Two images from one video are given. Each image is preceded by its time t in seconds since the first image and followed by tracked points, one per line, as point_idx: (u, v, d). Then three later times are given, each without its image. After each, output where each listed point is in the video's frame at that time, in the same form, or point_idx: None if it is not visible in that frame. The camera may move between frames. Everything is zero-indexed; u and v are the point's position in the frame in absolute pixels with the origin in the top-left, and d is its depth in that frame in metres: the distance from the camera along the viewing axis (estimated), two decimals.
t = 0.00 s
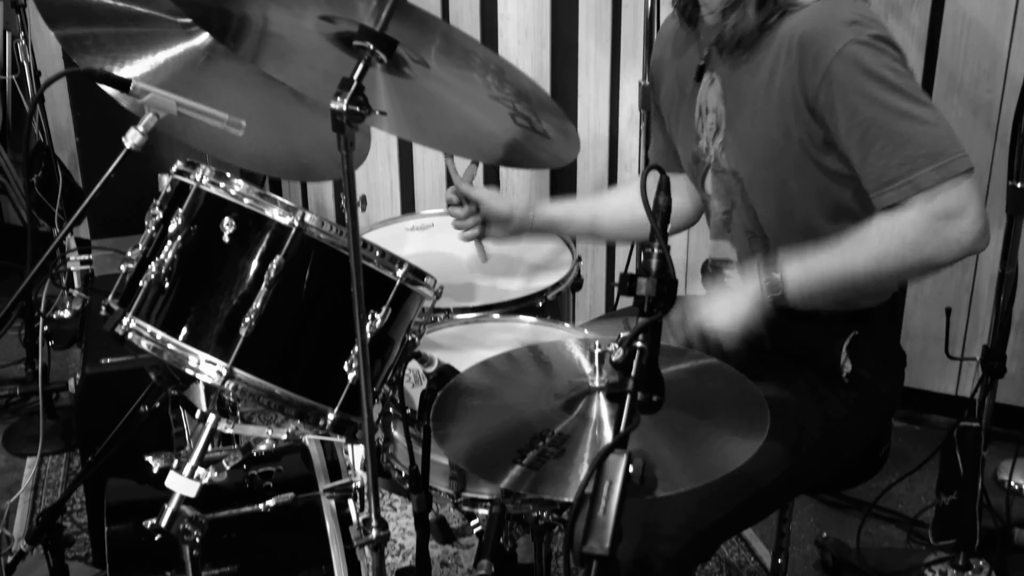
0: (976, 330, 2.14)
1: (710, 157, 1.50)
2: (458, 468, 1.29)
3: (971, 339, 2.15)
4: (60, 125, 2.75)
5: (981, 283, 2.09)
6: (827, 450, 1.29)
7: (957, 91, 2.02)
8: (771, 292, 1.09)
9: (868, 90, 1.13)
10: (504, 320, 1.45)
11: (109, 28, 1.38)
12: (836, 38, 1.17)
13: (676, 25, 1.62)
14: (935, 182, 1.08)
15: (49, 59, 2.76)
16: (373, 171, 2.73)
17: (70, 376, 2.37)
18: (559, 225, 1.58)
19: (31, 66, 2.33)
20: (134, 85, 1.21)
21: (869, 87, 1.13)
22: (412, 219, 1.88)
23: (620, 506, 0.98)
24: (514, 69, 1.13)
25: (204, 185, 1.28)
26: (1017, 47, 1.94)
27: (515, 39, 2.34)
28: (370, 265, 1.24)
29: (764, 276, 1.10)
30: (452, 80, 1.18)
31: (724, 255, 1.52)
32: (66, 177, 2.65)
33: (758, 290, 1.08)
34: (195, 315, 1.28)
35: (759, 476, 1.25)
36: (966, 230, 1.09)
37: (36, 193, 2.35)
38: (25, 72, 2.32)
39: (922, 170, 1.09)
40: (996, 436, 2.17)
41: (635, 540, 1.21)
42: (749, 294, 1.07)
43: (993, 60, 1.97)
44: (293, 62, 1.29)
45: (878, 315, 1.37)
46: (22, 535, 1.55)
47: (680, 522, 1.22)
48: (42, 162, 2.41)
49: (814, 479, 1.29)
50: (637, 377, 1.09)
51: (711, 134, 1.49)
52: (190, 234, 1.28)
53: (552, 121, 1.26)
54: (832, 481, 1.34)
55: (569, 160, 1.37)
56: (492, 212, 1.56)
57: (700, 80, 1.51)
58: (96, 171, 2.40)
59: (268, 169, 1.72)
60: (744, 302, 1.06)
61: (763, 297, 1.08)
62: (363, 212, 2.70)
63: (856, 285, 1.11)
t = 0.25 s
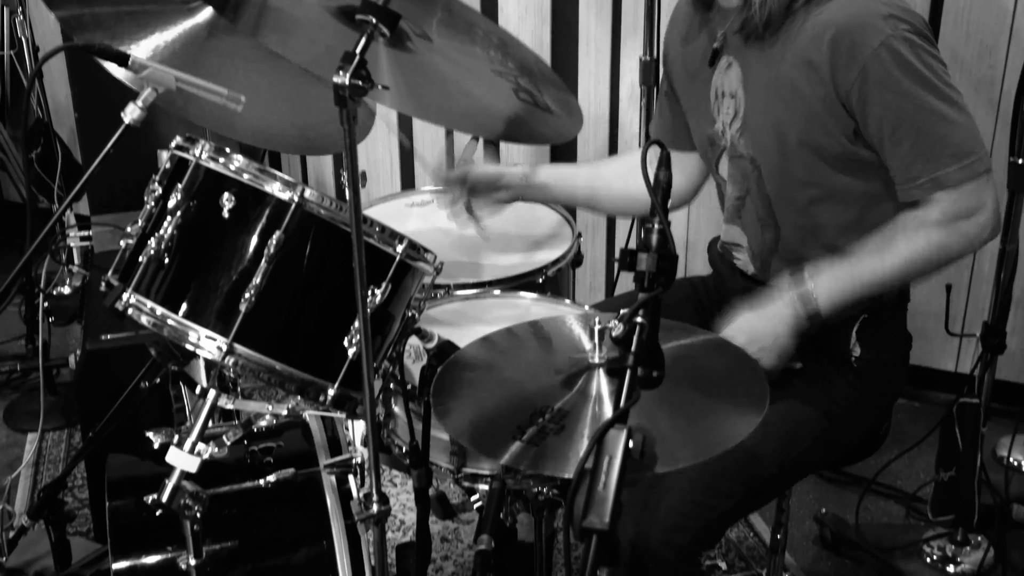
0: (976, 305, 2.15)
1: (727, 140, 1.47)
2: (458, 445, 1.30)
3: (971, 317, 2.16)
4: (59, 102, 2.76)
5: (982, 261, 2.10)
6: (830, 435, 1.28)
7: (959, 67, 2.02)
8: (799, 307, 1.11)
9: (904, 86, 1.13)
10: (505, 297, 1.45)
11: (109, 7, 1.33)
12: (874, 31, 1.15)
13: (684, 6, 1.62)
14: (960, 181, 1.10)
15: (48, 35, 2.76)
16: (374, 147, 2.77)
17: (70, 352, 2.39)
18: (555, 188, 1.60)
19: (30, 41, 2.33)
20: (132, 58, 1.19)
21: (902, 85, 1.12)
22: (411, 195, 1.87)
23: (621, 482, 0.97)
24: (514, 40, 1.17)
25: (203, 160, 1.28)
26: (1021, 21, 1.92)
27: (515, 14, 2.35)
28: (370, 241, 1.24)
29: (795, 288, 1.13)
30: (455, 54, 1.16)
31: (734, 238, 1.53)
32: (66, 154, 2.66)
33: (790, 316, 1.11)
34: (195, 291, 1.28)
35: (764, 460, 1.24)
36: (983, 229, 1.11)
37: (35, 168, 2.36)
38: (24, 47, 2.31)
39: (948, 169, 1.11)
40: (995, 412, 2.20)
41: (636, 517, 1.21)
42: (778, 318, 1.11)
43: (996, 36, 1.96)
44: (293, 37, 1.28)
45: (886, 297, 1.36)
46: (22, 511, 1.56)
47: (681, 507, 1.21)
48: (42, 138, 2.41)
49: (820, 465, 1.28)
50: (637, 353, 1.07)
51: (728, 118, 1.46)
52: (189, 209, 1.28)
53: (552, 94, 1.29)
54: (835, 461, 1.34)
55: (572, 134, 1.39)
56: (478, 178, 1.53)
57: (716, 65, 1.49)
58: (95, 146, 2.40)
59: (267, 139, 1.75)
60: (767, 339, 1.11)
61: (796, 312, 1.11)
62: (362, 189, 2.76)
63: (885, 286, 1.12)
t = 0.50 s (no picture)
0: (976, 282, 2.21)
1: (726, 118, 1.48)
2: (459, 421, 1.30)
3: (971, 293, 2.21)
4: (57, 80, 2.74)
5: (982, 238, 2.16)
6: (828, 409, 1.29)
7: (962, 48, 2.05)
8: (835, 272, 1.20)
9: (913, 60, 1.13)
10: (505, 274, 1.45)
11: None
12: (878, 10, 1.14)
13: None
14: (991, 142, 1.10)
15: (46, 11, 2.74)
16: (374, 125, 2.79)
17: (71, 330, 2.40)
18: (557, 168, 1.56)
19: (28, 17, 2.31)
20: (131, 35, 1.17)
21: (913, 60, 1.13)
22: (413, 170, 1.87)
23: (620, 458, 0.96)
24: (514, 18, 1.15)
25: (202, 136, 1.27)
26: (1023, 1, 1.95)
27: None
28: (370, 217, 1.24)
29: (832, 259, 1.20)
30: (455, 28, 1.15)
31: (733, 215, 1.51)
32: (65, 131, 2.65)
33: (825, 279, 1.20)
34: (194, 267, 1.27)
35: (761, 435, 1.25)
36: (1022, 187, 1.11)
37: (33, 145, 2.35)
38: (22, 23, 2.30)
39: (972, 132, 1.11)
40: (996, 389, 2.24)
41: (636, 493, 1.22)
42: (813, 284, 1.21)
43: (997, 13, 1.99)
44: (292, 11, 1.28)
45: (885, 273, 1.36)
46: (23, 487, 1.57)
47: (678, 480, 1.22)
48: (40, 115, 2.40)
49: (818, 436, 1.30)
50: (637, 330, 1.07)
51: (729, 94, 1.46)
52: (189, 185, 1.28)
53: (552, 70, 1.28)
54: (832, 436, 1.34)
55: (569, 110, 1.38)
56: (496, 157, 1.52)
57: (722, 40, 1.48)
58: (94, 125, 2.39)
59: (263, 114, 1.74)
60: (799, 302, 1.21)
61: (829, 279, 1.20)
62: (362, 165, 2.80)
63: (925, 254, 1.15)
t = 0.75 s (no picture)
0: (976, 263, 2.27)
1: (721, 90, 1.47)
2: (458, 400, 1.30)
3: (972, 272, 2.28)
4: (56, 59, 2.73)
5: (982, 217, 2.22)
6: (827, 386, 1.30)
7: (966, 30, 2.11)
8: (814, 226, 1.19)
9: (886, 12, 1.11)
10: (504, 252, 1.45)
11: None
12: None
13: None
14: (971, 93, 1.07)
15: None
16: (374, 103, 2.84)
17: (71, 309, 2.41)
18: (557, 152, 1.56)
19: None
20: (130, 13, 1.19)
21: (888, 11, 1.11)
22: (410, 150, 1.88)
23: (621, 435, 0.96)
24: None
25: (201, 115, 1.27)
26: None
27: None
28: (370, 196, 1.24)
29: (810, 212, 1.19)
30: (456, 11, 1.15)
31: (734, 185, 1.52)
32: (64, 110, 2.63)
33: (805, 233, 1.19)
34: (194, 246, 1.27)
35: (759, 410, 1.25)
36: (1007, 139, 1.07)
37: (33, 124, 2.35)
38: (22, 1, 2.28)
39: (950, 83, 1.07)
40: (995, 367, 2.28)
41: (635, 470, 1.22)
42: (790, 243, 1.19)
43: None
44: None
45: (883, 250, 1.36)
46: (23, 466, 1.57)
47: (676, 457, 1.23)
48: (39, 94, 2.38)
49: (816, 413, 1.30)
50: (636, 309, 1.06)
51: (722, 67, 1.45)
52: (188, 163, 1.28)
53: (552, 47, 1.29)
54: (831, 413, 1.35)
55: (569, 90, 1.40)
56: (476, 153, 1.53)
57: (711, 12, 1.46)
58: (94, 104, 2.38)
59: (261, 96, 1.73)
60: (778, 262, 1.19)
61: (808, 233, 1.19)
62: (362, 144, 2.83)
63: (906, 208, 1.12)
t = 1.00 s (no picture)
0: (977, 246, 2.29)
1: (718, 79, 1.45)
2: (458, 382, 1.30)
3: (972, 254, 2.29)
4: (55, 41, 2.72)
5: (983, 200, 2.23)
6: (827, 368, 1.30)
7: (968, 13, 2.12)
8: (835, 218, 1.19)
9: None
10: (505, 235, 1.45)
11: None
12: None
13: None
14: (975, 59, 1.09)
15: None
16: (374, 85, 2.85)
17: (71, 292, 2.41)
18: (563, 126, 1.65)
19: None
20: None
21: None
22: (411, 132, 1.87)
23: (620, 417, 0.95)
24: None
25: (201, 97, 1.26)
26: None
27: None
28: (370, 178, 1.23)
29: (834, 206, 1.19)
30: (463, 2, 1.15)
31: (736, 173, 1.51)
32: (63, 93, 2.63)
33: (828, 227, 1.20)
34: (193, 229, 1.27)
35: (759, 393, 1.26)
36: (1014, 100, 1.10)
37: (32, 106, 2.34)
38: None
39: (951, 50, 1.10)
40: (994, 351, 2.30)
41: (636, 452, 1.23)
42: (817, 237, 1.20)
43: None
44: None
45: (884, 232, 1.36)
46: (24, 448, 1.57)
47: (677, 439, 1.23)
48: (39, 76, 2.38)
49: (817, 396, 1.30)
50: (637, 290, 1.04)
51: (717, 55, 1.43)
52: (188, 145, 1.27)
53: (553, 28, 1.33)
54: (831, 396, 1.35)
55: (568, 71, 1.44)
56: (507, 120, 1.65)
57: None
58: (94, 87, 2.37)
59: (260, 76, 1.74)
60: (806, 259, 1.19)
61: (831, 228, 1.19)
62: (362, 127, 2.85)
63: (924, 184, 1.14)
